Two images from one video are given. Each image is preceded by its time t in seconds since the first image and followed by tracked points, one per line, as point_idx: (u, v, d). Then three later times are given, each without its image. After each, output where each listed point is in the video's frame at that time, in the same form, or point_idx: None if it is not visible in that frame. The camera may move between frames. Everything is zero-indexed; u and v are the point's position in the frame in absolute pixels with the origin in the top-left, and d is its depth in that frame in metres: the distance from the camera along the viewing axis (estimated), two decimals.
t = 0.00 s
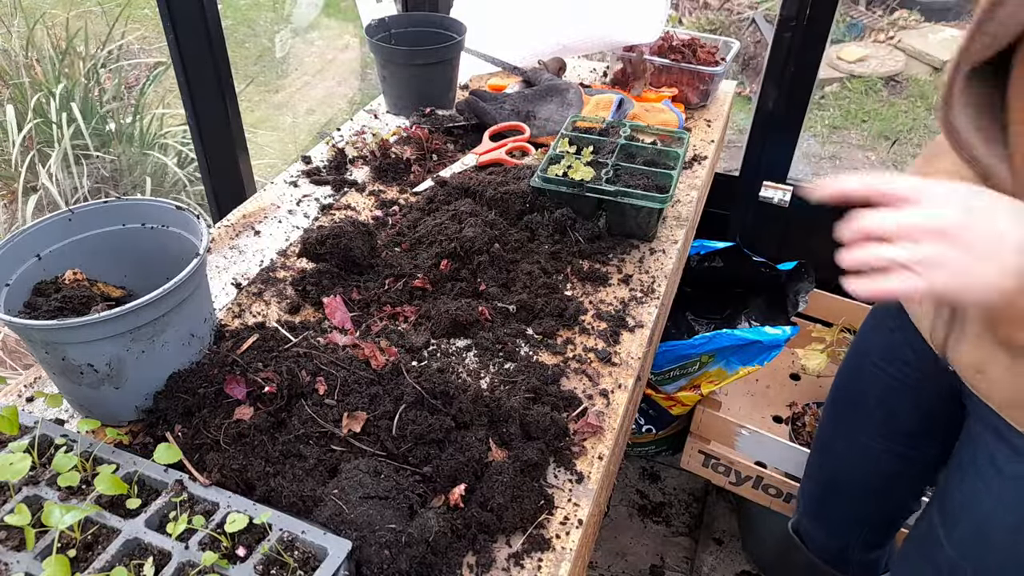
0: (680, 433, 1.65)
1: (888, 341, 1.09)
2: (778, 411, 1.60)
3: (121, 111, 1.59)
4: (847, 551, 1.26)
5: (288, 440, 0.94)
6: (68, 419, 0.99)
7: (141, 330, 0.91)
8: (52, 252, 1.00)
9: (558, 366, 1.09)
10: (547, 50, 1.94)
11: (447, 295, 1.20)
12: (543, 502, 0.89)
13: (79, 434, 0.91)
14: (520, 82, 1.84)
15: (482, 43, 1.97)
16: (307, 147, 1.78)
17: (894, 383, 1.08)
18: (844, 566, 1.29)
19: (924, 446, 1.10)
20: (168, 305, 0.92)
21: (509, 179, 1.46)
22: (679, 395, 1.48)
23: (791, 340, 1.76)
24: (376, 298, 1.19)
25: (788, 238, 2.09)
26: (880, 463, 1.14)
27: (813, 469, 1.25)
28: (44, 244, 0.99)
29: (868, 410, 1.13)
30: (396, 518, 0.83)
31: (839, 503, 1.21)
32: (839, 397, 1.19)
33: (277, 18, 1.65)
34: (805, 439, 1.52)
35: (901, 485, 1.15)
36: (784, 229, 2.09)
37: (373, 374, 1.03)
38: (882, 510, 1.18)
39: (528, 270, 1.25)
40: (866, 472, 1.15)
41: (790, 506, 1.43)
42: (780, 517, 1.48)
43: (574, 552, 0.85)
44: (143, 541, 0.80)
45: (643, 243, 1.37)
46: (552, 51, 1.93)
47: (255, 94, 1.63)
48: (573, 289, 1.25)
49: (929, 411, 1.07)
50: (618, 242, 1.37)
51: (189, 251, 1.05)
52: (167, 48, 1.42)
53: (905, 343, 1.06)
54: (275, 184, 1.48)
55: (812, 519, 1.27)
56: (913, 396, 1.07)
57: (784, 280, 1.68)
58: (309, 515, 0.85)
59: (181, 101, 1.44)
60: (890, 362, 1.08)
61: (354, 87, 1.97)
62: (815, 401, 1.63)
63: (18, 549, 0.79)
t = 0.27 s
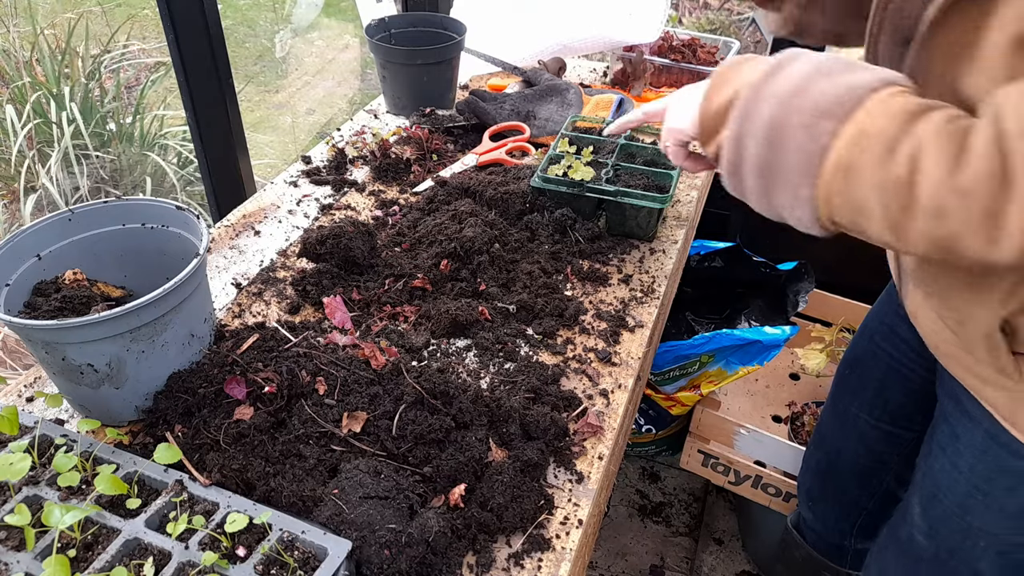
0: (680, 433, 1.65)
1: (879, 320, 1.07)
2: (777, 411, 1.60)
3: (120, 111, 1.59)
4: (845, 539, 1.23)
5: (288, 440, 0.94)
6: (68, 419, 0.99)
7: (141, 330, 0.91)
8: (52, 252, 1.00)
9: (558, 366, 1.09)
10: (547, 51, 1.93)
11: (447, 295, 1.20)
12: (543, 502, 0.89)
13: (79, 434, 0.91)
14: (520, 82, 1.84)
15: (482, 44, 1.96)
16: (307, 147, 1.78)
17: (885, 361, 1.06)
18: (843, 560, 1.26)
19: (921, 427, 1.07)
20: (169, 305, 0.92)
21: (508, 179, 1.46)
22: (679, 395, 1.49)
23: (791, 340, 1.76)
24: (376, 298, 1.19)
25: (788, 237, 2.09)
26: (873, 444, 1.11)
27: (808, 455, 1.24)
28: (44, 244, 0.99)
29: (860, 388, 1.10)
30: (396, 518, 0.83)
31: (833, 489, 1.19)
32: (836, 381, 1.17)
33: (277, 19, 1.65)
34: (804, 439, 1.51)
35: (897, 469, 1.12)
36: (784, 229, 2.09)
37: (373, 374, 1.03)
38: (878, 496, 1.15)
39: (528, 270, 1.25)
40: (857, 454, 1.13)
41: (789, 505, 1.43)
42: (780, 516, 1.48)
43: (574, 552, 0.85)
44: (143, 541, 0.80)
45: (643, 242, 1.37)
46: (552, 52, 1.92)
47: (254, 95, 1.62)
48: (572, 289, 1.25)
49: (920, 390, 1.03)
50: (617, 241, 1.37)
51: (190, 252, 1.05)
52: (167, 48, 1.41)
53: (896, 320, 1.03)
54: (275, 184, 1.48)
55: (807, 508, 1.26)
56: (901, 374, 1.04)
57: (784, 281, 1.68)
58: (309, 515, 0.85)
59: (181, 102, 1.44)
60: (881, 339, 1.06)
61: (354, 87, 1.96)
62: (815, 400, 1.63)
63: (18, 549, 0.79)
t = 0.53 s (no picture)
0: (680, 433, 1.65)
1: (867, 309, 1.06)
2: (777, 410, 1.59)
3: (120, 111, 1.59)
4: (838, 532, 1.24)
5: (288, 440, 0.94)
6: (68, 419, 0.99)
7: (141, 330, 0.91)
8: (52, 252, 1.00)
9: (558, 366, 1.09)
10: (547, 51, 1.92)
11: (447, 295, 1.20)
12: (543, 502, 0.89)
13: (79, 434, 0.91)
14: (520, 82, 1.84)
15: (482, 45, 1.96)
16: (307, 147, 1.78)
17: (869, 350, 1.05)
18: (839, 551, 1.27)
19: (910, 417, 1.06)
20: (169, 305, 0.92)
21: (507, 179, 1.46)
22: (678, 395, 1.49)
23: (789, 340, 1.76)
24: (376, 298, 1.19)
25: (788, 237, 2.09)
26: (860, 433, 1.11)
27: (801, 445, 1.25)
28: (44, 245, 0.99)
29: (847, 377, 1.10)
30: (396, 518, 0.83)
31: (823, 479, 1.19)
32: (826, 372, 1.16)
33: (277, 19, 1.65)
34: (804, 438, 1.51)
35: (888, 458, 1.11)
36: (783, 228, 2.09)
37: (373, 374, 1.03)
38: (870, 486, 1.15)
39: (528, 270, 1.25)
40: (844, 443, 1.13)
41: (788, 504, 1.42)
42: (780, 515, 1.48)
43: (574, 552, 0.85)
44: (143, 541, 0.80)
45: (643, 242, 1.37)
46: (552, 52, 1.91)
47: (254, 95, 1.62)
48: (572, 289, 1.25)
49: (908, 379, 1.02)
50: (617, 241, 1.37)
51: (190, 252, 1.05)
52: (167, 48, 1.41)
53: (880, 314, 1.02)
54: (275, 184, 1.48)
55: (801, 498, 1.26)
56: (885, 363, 1.03)
57: (783, 283, 1.69)
58: (310, 515, 0.85)
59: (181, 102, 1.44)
60: (866, 329, 1.05)
61: (354, 87, 1.96)
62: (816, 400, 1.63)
63: (18, 549, 0.79)
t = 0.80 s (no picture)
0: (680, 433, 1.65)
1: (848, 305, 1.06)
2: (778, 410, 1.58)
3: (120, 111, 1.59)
4: (827, 529, 1.24)
5: (288, 440, 0.94)
6: (68, 419, 0.99)
7: (141, 330, 0.91)
8: (52, 252, 1.00)
9: (558, 366, 1.09)
10: (547, 51, 1.92)
11: (447, 296, 1.20)
12: (543, 502, 0.89)
13: (79, 434, 0.91)
14: (520, 82, 1.84)
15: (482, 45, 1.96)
16: (307, 147, 1.78)
17: (852, 345, 1.05)
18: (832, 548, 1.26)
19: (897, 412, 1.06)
20: (169, 305, 0.92)
21: (507, 179, 1.46)
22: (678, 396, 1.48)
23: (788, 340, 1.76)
24: (376, 298, 1.19)
25: (788, 237, 2.08)
26: (850, 430, 1.11)
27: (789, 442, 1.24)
28: (45, 245, 0.99)
29: (832, 373, 1.10)
30: (396, 519, 0.83)
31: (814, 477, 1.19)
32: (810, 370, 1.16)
33: (277, 19, 1.65)
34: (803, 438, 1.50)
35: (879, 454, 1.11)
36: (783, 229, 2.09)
37: (373, 374, 1.03)
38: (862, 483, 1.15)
39: (528, 270, 1.25)
40: (833, 440, 1.13)
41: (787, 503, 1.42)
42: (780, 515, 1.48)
43: (574, 552, 0.85)
44: (143, 541, 0.80)
45: (643, 242, 1.37)
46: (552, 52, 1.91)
47: (254, 94, 1.62)
48: (572, 289, 1.25)
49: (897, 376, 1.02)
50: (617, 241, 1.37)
51: (190, 252, 1.05)
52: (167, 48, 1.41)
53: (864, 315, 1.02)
54: (275, 184, 1.48)
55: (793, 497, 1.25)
56: (870, 358, 1.03)
57: (783, 284, 1.69)
58: (310, 515, 0.85)
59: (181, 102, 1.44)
60: (849, 325, 1.05)
61: (354, 87, 1.96)
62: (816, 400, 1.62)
63: (18, 549, 0.79)
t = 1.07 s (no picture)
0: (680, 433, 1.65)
1: (838, 305, 1.07)
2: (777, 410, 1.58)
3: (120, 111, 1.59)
4: (823, 529, 1.23)
5: (288, 440, 0.94)
6: (68, 419, 0.99)
7: (141, 330, 0.91)
8: (52, 253, 1.00)
9: (558, 366, 1.09)
10: (548, 51, 1.92)
11: (447, 296, 1.20)
12: (543, 502, 0.89)
13: (79, 434, 0.91)
14: (520, 82, 1.84)
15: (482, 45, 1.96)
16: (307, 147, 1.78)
17: (844, 345, 1.06)
18: (830, 548, 1.26)
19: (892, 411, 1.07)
20: (169, 305, 0.92)
21: (507, 179, 1.46)
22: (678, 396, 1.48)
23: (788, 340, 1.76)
24: (376, 298, 1.19)
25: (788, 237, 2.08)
26: (845, 429, 1.11)
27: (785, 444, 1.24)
28: (44, 245, 0.99)
29: (824, 372, 1.10)
30: (396, 519, 0.83)
31: (811, 477, 1.18)
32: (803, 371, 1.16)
33: (277, 18, 1.65)
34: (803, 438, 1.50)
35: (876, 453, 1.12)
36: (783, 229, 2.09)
37: (373, 374, 1.03)
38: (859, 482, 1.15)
39: (528, 270, 1.25)
40: (830, 441, 1.13)
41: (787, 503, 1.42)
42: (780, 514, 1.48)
43: (574, 552, 0.85)
44: (143, 541, 0.80)
45: (643, 242, 1.37)
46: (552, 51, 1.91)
47: (254, 94, 1.63)
48: (572, 289, 1.25)
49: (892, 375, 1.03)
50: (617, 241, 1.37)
51: (190, 252, 1.06)
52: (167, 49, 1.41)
53: (858, 315, 1.02)
54: (275, 184, 1.48)
55: (790, 498, 1.25)
56: (867, 358, 1.03)
57: (783, 284, 1.69)
58: (310, 515, 0.85)
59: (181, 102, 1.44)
60: (840, 325, 1.06)
61: (354, 86, 1.96)
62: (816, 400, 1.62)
63: (18, 549, 0.79)
